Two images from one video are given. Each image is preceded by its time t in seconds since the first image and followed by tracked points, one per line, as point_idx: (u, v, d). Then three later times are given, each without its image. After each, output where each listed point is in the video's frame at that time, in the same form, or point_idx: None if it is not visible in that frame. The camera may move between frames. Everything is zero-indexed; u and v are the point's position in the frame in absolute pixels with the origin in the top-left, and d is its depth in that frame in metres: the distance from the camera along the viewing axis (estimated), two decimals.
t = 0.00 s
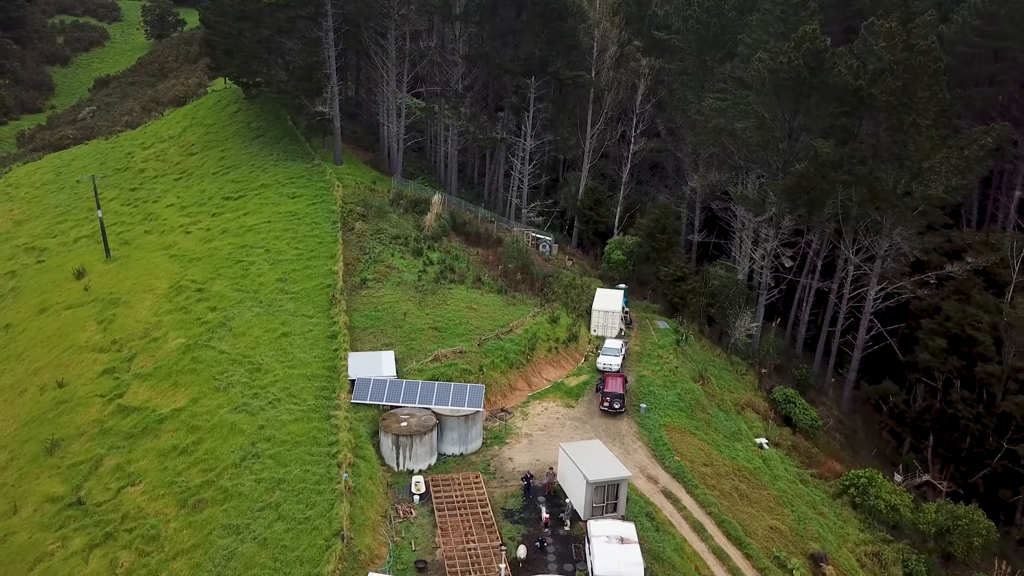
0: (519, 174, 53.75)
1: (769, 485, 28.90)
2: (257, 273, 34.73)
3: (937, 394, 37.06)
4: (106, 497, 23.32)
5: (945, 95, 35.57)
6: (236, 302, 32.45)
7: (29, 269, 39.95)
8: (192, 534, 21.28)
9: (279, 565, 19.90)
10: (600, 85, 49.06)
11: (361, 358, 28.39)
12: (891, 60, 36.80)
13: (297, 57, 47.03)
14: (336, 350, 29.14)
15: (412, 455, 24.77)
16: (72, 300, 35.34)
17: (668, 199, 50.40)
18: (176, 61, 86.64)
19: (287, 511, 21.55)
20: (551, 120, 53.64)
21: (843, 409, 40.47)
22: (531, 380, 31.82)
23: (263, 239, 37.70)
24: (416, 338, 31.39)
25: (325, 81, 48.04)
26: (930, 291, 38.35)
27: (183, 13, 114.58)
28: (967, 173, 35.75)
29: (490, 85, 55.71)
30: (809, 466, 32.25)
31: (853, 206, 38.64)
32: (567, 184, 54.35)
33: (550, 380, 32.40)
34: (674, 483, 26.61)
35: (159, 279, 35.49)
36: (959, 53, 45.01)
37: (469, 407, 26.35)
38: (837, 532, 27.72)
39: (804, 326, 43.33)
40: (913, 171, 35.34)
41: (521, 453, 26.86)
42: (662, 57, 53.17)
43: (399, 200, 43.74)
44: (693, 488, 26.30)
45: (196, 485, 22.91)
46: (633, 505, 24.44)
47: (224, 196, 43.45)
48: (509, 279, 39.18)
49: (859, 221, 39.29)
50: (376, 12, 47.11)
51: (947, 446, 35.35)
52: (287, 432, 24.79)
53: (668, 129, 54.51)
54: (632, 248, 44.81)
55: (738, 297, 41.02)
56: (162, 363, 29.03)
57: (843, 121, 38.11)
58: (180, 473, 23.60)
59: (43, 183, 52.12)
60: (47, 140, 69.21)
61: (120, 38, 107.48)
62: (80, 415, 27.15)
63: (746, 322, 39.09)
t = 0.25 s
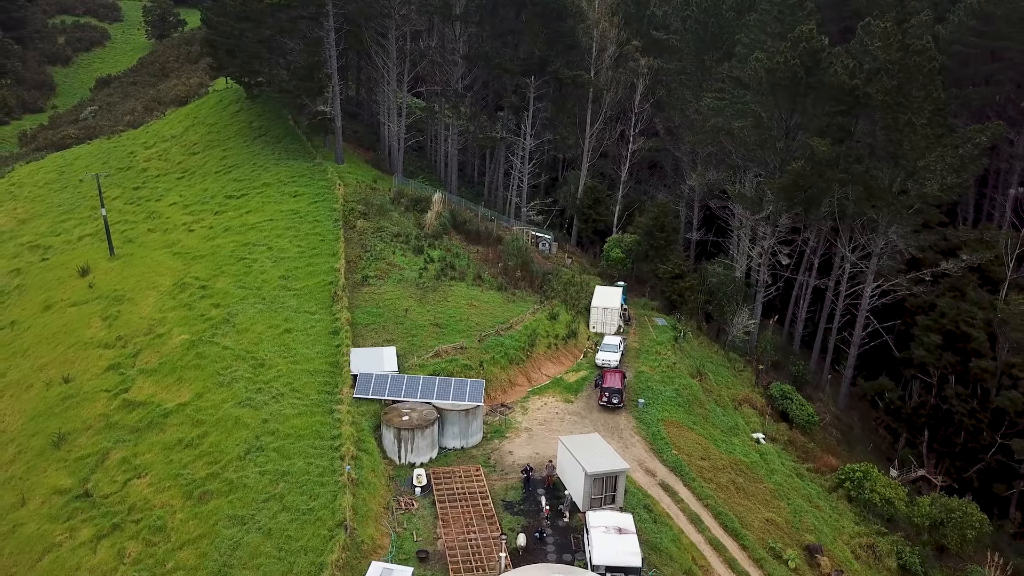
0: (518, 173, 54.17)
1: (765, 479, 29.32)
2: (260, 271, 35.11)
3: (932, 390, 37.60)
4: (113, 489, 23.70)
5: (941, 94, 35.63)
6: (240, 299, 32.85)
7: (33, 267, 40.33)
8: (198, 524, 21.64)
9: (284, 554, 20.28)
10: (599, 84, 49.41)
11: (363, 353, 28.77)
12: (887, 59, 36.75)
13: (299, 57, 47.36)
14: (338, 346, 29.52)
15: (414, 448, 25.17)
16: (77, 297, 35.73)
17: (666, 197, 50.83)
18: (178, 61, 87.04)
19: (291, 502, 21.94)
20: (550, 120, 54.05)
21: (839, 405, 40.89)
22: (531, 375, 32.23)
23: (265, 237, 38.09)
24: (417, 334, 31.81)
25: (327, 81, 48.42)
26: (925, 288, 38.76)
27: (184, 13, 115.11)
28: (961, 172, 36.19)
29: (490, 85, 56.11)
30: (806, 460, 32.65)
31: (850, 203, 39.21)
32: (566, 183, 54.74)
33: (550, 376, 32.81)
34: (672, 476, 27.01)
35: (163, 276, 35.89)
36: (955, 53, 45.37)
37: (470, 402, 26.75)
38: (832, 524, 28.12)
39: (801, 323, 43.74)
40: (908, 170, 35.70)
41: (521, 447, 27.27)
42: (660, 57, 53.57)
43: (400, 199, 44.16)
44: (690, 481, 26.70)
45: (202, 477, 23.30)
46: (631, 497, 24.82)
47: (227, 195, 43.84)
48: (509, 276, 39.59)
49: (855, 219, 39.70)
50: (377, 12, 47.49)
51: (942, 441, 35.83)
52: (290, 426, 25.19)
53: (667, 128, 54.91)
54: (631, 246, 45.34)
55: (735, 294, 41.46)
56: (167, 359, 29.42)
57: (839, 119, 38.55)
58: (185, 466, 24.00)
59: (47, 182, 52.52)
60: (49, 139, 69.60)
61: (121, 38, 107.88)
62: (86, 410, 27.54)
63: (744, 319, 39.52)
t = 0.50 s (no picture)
0: (518, 172, 54.57)
1: (761, 473, 29.71)
2: (262, 268, 35.50)
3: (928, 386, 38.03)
4: (119, 482, 24.09)
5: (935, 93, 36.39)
6: (243, 296, 33.23)
7: (37, 264, 40.72)
8: (204, 515, 22.00)
9: (289, 544, 20.64)
10: (598, 84, 49.75)
11: (365, 349, 29.16)
12: (883, 59, 37.66)
13: (301, 56, 47.73)
14: (340, 342, 29.93)
15: (415, 442, 25.57)
16: (81, 295, 36.12)
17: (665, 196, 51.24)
18: (179, 61, 87.40)
19: (295, 493, 22.34)
20: (550, 119, 54.45)
21: (836, 401, 41.27)
22: (530, 371, 32.64)
23: (268, 235, 38.48)
24: (418, 330, 32.21)
25: (328, 80, 48.80)
26: (920, 285, 39.16)
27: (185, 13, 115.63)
28: (957, 170, 36.51)
29: (490, 84, 56.50)
30: (802, 455, 33.04)
31: (846, 202, 39.66)
32: (566, 182, 55.15)
33: (549, 371, 33.21)
34: (669, 469, 27.39)
35: (166, 273, 36.28)
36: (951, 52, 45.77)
37: (470, 396, 27.17)
38: (828, 517, 28.54)
39: (799, 320, 44.13)
40: (903, 168, 36.04)
41: (521, 441, 27.68)
42: (659, 57, 53.95)
43: (401, 197, 44.58)
44: (687, 474, 27.10)
45: (207, 470, 23.68)
46: (629, 490, 25.20)
47: (229, 193, 44.23)
48: (509, 274, 39.99)
49: (852, 217, 40.09)
50: (378, 12, 47.88)
51: (937, 436, 36.24)
52: (293, 420, 25.58)
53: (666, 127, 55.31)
54: (630, 244, 45.41)
55: (733, 291, 41.89)
56: (171, 354, 29.82)
57: (836, 118, 39.21)
58: (191, 459, 24.38)
59: (50, 181, 52.90)
60: (52, 139, 69.98)
61: (122, 38, 108.26)
62: (92, 405, 27.92)
63: (742, 316, 39.92)
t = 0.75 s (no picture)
0: (518, 171, 54.99)
1: (758, 467, 30.10)
2: (265, 266, 35.89)
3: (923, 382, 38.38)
4: (125, 475, 24.50)
5: (930, 92, 36.60)
6: (246, 293, 33.63)
7: (41, 262, 41.11)
8: (209, 506, 22.38)
9: (293, 535, 21.02)
10: (597, 84, 50.10)
11: (367, 345, 29.54)
12: (879, 59, 37.94)
13: (302, 56, 48.10)
14: (343, 338, 30.34)
15: (417, 436, 25.96)
16: (86, 292, 36.52)
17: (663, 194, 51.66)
18: (179, 61, 87.75)
19: (299, 485, 22.74)
20: (549, 118, 54.84)
21: (832, 397, 41.59)
22: (530, 367, 33.04)
23: (270, 233, 38.87)
24: (419, 326, 32.63)
25: (330, 80, 49.22)
26: (916, 282, 39.52)
27: (186, 13, 116.17)
28: (951, 169, 37.05)
29: (490, 84, 56.89)
30: (798, 450, 33.46)
31: (842, 200, 39.97)
32: (565, 181, 55.56)
33: (549, 367, 33.63)
34: (667, 463, 27.78)
35: (170, 271, 36.68)
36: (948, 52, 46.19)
37: (471, 391, 27.59)
38: (823, 511, 28.93)
39: (796, 318, 44.53)
40: (899, 166, 36.45)
41: (521, 435, 28.09)
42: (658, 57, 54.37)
43: (402, 196, 45.01)
44: (685, 468, 27.51)
45: (212, 462, 24.09)
46: (627, 483, 25.59)
47: (231, 192, 44.62)
48: (509, 271, 40.39)
49: (848, 215, 40.45)
50: (378, 12, 48.23)
51: (932, 431, 36.57)
52: (297, 414, 25.98)
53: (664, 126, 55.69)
54: (628, 242, 45.91)
55: (730, 289, 42.34)
56: (176, 350, 30.23)
57: (831, 117, 39.74)
58: (196, 452, 24.78)
59: (53, 179, 53.28)
60: (54, 138, 70.38)
61: (123, 38, 108.66)
62: (98, 399, 28.34)
63: (739, 313, 40.34)
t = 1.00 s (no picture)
0: (518, 170, 55.41)
1: (754, 461, 30.51)
2: (267, 263, 36.27)
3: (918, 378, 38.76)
4: (131, 468, 24.89)
5: (925, 91, 37.18)
6: (248, 290, 34.00)
7: (45, 260, 41.49)
8: (214, 498, 22.75)
9: (297, 525, 21.39)
10: (596, 83, 50.44)
11: (369, 341, 29.93)
12: (874, 59, 37.73)
13: (303, 56, 48.46)
14: (345, 334, 30.75)
15: (418, 430, 26.35)
16: (90, 289, 36.91)
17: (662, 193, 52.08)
18: (180, 61, 88.13)
19: (303, 477, 23.13)
20: (549, 118, 55.22)
21: (829, 394, 41.99)
22: (529, 363, 33.43)
23: (272, 231, 39.26)
24: (420, 322, 33.03)
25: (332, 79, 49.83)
26: (912, 279, 39.96)
27: (187, 13, 116.65)
28: (946, 167, 37.59)
29: (490, 84, 57.29)
30: (795, 445, 33.86)
31: (838, 198, 40.36)
32: (564, 179, 55.95)
33: (548, 363, 34.04)
34: (664, 457, 28.19)
35: (173, 268, 37.05)
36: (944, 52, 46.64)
37: (471, 385, 27.99)
38: (819, 504, 29.32)
39: (793, 315, 44.95)
40: (895, 165, 36.84)
41: (520, 429, 28.49)
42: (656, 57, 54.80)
43: (403, 194, 45.41)
44: (682, 461, 27.92)
45: (216, 455, 24.47)
46: (625, 476, 26.00)
47: (233, 190, 45.01)
48: (508, 269, 40.79)
49: (844, 213, 40.84)
50: (379, 12, 48.56)
51: (927, 426, 37.05)
52: (300, 408, 26.38)
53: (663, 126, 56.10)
54: (627, 240, 46.21)
55: (728, 286, 42.77)
56: (180, 346, 30.63)
57: (828, 116, 39.77)
58: (201, 445, 25.17)
59: (55, 179, 53.64)
60: (56, 137, 70.78)
61: (123, 38, 109.03)
62: (103, 394, 28.74)
63: (737, 310, 40.79)
